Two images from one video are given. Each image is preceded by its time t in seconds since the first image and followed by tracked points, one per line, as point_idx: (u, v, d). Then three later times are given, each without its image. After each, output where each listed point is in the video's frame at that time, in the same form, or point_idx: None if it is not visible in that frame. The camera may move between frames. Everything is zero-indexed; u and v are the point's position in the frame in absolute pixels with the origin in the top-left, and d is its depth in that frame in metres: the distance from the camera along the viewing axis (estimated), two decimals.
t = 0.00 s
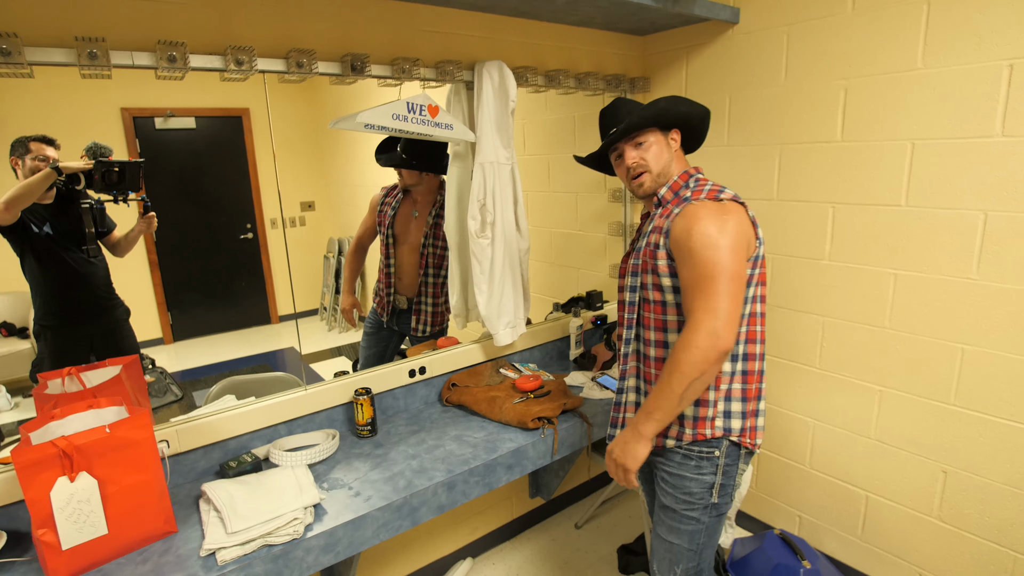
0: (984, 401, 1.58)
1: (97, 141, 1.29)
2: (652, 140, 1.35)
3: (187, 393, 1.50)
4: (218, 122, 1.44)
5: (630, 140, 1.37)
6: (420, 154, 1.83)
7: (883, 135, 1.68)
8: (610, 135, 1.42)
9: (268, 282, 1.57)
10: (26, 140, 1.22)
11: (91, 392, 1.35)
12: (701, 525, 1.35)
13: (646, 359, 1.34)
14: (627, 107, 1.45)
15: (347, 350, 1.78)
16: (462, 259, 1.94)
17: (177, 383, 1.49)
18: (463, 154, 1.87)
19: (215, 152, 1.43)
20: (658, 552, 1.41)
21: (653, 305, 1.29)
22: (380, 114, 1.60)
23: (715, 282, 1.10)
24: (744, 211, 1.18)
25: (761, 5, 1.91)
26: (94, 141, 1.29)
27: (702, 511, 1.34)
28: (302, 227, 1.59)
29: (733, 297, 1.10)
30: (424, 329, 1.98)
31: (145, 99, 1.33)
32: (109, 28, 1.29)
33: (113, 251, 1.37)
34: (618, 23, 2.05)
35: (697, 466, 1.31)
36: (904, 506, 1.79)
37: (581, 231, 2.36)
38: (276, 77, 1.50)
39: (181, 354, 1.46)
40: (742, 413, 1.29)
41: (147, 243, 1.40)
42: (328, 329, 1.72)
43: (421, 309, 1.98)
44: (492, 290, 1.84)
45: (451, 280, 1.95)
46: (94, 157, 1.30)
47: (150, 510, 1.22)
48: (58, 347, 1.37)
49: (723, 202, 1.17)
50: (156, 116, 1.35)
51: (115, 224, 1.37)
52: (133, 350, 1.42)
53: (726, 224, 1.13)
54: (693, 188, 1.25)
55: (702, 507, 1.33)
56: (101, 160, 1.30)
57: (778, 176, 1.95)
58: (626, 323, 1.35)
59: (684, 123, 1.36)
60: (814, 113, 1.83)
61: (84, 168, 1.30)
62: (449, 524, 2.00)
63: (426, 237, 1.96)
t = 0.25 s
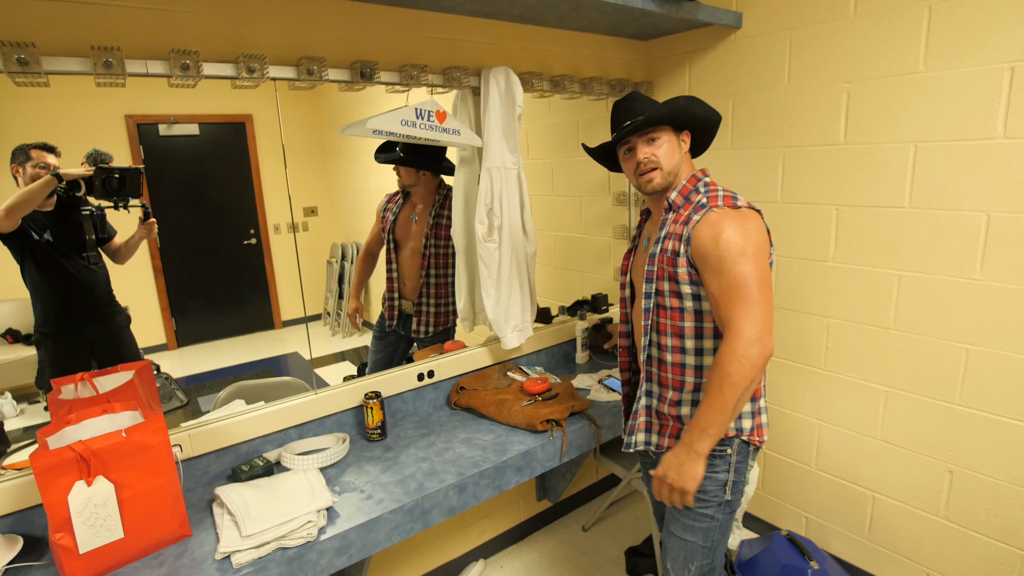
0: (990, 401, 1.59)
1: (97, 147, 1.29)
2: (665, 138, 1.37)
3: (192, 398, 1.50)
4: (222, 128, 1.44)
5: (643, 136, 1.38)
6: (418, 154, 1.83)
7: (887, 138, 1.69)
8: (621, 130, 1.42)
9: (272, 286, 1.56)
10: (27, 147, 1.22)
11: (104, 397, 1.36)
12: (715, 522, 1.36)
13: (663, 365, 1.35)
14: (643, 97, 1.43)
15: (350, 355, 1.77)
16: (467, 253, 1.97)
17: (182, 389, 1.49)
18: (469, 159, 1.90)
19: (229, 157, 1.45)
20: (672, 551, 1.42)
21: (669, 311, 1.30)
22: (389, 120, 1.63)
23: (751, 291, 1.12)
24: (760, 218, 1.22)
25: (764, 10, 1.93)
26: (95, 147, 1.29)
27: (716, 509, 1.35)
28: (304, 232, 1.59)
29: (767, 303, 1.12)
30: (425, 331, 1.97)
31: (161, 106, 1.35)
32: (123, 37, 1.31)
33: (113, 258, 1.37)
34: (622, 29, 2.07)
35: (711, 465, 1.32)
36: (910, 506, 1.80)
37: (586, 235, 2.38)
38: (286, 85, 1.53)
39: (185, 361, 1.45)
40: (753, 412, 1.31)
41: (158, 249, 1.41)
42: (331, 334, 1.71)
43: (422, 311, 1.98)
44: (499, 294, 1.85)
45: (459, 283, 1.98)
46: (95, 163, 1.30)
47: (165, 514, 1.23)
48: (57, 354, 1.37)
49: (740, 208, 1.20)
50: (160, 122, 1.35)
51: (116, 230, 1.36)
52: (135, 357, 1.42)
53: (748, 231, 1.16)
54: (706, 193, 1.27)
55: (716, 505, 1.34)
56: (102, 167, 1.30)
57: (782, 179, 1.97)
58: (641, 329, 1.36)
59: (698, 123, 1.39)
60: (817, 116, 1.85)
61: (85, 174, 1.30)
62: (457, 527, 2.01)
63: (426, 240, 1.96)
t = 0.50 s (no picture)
0: (998, 403, 1.59)
1: (101, 154, 1.31)
2: (664, 148, 1.38)
3: (199, 403, 1.51)
4: (226, 135, 1.46)
5: (642, 146, 1.39)
6: (421, 161, 1.84)
7: (891, 142, 1.71)
8: (620, 141, 1.43)
9: (278, 292, 1.61)
10: (30, 155, 1.23)
11: (117, 402, 1.38)
12: (724, 524, 1.36)
13: (675, 371, 1.36)
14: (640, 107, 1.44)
15: (356, 360, 1.78)
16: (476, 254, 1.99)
17: (188, 394, 1.50)
18: (477, 165, 1.93)
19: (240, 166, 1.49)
20: (682, 551, 1.43)
21: (679, 318, 1.31)
22: (399, 126, 1.65)
23: (763, 294, 1.13)
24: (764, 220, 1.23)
25: (767, 16, 1.95)
26: (98, 155, 1.31)
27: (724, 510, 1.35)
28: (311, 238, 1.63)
29: (779, 305, 1.14)
30: (442, 336, 2.02)
31: (175, 114, 1.38)
32: (137, 46, 1.34)
33: (115, 264, 1.38)
34: (627, 35, 2.09)
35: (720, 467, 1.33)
36: (918, 508, 1.80)
37: (592, 240, 2.39)
38: (297, 93, 1.55)
39: (191, 366, 1.48)
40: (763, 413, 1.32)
41: (171, 255, 1.43)
42: (336, 339, 1.74)
43: (435, 317, 2.01)
44: (507, 298, 1.87)
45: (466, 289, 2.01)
46: (98, 170, 1.31)
47: (178, 517, 1.24)
48: (64, 361, 1.37)
49: (743, 213, 1.21)
50: (166, 130, 1.38)
51: (119, 237, 1.38)
52: (141, 362, 1.44)
53: (754, 235, 1.17)
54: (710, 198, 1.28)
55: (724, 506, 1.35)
56: (105, 174, 1.32)
57: (787, 183, 1.98)
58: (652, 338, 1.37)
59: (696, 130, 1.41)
60: (822, 120, 1.86)
61: (88, 181, 1.31)
62: (466, 531, 2.02)
63: (433, 247, 1.98)
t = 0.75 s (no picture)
0: (1003, 406, 1.59)
1: (105, 155, 1.32)
2: (673, 151, 1.39)
3: (204, 403, 1.52)
4: (232, 137, 1.46)
5: (651, 149, 1.39)
6: (430, 165, 1.86)
7: (897, 146, 1.71)
8: (629, 144, 1.42)
9: (281, 292, 1.59)
10: (37, 156, 1.25)
11: (126, 401, 1.40)
12: (721, 523, 1.36)
13: (680, 371, 1.36)
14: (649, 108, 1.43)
15: (360, 361, 1.78)
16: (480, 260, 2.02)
17: (193, 394, 1.52)
18: (483, 167, 1.96)
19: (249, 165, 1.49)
20: (676, 548, 1.43)
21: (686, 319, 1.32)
22: (407, 129, 1.66)
23: (769, 292, 1.14)
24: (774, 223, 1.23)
25: (773, 19, 1.96)
26: (104, 155, 1.32)
27: (722, 510, 1.35)
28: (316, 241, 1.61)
29: (785, 305, 1.14)
30: (441, 338, 2.01)
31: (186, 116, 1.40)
32: (149, 48, 1.35)
33: (120, 264, 1.40)
34: (634, 38, 2.10)
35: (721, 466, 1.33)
36: (924, 512, 1.80)
37: (597, 242, 2.40)
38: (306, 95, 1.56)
39: (197, 365, 1.49)
40: (767, 414, 1.32)
41: (178, 256, 1.45)
42: (341, 340, 1.74)
43: (437, 318, 2.02)
44: (513, 299, 1.87)
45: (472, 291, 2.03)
46: (103, 171, 1.32)
47: (187, 515, 1.25)
48: (70, 361, 1.39)
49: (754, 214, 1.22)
50: (172, 131, 1.38)
51: (124, 238, 1.39)
52: (146, 362, 1.45)
53: (763, 236, 1.18)
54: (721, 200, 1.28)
55: (723, 506, 1.35)
56: (110, 175, 1.33)
57: (793, 185, 1.99)
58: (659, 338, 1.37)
59: (705, 131, 1.41)
60: (828, 123, 1.87)
61: (93, 182, 1.33)
62: (470, 532, 2.02)
63: (438, 249, 1.99)
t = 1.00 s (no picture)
0: (1002, 409, 1.60)
1: (105, 153, 1.32)
2: (662, 162, 1.36)
3: (204, 401, 1.53)
4: (233, 135, 1.47)
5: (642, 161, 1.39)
6: (435, 163, 1.86)
7: (897, 148, 1.72)
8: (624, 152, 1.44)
9: (282, 292, 1.60)
10: (37, 152, 1.25)
11: (127, 397, 1.40)
12: (717, 523, 1.37)
13: (675, 372, 1.37)
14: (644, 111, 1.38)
15: (359, 359, 1.79)
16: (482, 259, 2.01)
17: (193, 391, 1.52)
18: (485, 167, 1.96)
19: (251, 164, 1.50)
20: (674, 549, 1.44)
21: (682, 320, 1.32)
22: (408, 128, 1.65)
23: (763, 302, 1.15)
24: (774, 231, 1.23)
25: (775, 21, 1.97)
26: (104, 153, 1.32)
27: (718, 509, 1.36)
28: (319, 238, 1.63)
29: (777, 315, 1.15)
30: (441, 335, 2.01)
31: (189, 114, 1.40)
32: (153, 46, 1.35)
33: (120, 261, 1.40)
34: (635, 39, 2.10)
35: (715, 467, 1.34)
36: (921, 513, 1.80)
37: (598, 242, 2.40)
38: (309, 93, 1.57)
39: (197, 364, 1.50)
40: (760, 419, 1.32)
41: (179, 253, 1.45)
42: (341, 338, 1.74)
43: (438, 316, 2.02)
44: (514, 298, 1.87)
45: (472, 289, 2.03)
46: (103, 168, 1.32)
47: (188, 512, 1.26)
48: (70, 356, 1.39)
49: (755, 221, 1.21)
50: (174, 128, 1.39)
51: (124, 235, 1.39)
52: (145, 359, 1.45)
53: (761, 244, 1.18)
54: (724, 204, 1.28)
55: (718, 505, 1.35)
56: (110, 172, 1.33)
57: (793, 187, 1.99)
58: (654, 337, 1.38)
59: (701, 134, 1.32)
60: (829, 125, 1.87)
61: (93, 179, 1.32)
62: (469, 530, 2.03)
63: (441, 246, 2.00)
